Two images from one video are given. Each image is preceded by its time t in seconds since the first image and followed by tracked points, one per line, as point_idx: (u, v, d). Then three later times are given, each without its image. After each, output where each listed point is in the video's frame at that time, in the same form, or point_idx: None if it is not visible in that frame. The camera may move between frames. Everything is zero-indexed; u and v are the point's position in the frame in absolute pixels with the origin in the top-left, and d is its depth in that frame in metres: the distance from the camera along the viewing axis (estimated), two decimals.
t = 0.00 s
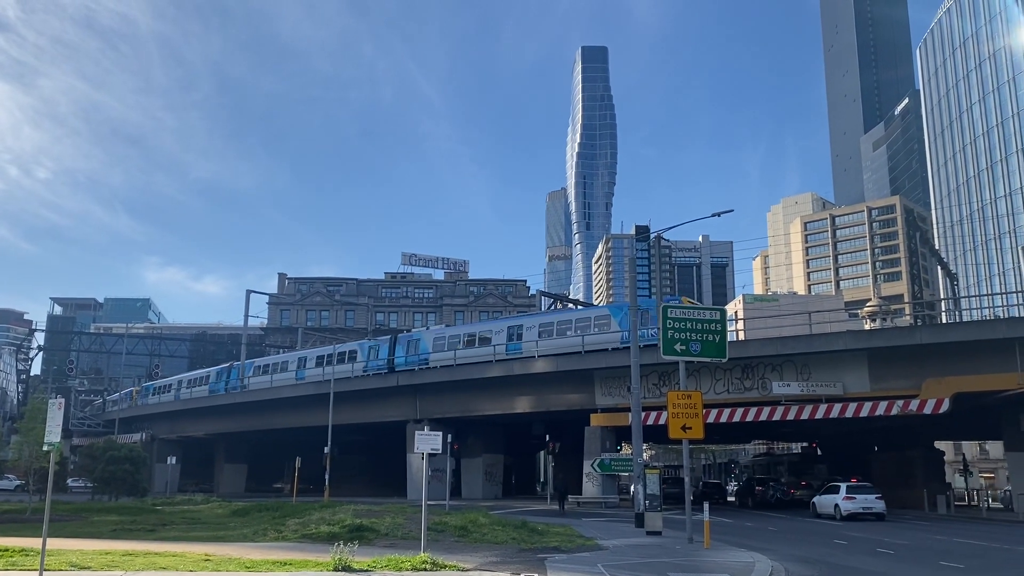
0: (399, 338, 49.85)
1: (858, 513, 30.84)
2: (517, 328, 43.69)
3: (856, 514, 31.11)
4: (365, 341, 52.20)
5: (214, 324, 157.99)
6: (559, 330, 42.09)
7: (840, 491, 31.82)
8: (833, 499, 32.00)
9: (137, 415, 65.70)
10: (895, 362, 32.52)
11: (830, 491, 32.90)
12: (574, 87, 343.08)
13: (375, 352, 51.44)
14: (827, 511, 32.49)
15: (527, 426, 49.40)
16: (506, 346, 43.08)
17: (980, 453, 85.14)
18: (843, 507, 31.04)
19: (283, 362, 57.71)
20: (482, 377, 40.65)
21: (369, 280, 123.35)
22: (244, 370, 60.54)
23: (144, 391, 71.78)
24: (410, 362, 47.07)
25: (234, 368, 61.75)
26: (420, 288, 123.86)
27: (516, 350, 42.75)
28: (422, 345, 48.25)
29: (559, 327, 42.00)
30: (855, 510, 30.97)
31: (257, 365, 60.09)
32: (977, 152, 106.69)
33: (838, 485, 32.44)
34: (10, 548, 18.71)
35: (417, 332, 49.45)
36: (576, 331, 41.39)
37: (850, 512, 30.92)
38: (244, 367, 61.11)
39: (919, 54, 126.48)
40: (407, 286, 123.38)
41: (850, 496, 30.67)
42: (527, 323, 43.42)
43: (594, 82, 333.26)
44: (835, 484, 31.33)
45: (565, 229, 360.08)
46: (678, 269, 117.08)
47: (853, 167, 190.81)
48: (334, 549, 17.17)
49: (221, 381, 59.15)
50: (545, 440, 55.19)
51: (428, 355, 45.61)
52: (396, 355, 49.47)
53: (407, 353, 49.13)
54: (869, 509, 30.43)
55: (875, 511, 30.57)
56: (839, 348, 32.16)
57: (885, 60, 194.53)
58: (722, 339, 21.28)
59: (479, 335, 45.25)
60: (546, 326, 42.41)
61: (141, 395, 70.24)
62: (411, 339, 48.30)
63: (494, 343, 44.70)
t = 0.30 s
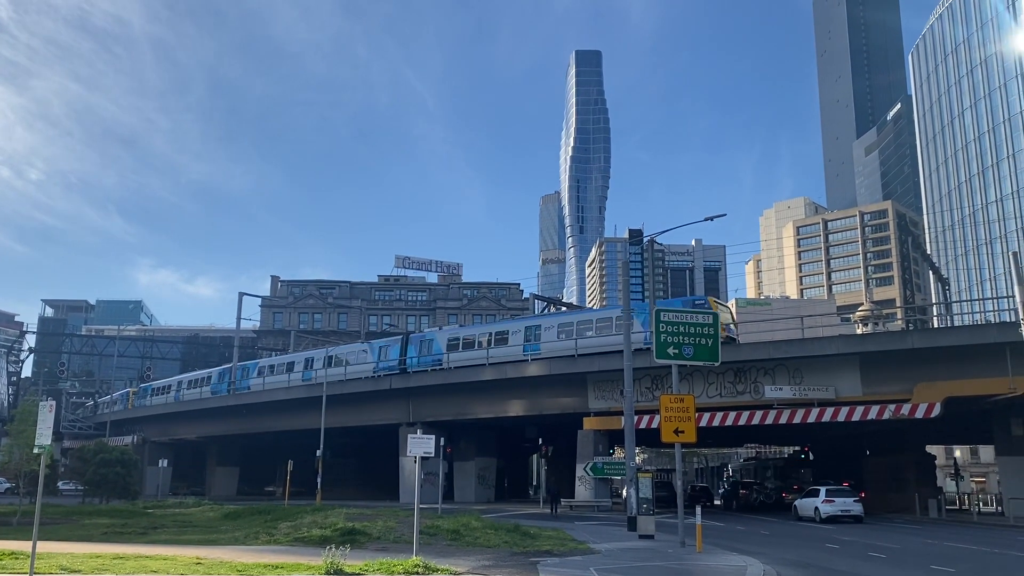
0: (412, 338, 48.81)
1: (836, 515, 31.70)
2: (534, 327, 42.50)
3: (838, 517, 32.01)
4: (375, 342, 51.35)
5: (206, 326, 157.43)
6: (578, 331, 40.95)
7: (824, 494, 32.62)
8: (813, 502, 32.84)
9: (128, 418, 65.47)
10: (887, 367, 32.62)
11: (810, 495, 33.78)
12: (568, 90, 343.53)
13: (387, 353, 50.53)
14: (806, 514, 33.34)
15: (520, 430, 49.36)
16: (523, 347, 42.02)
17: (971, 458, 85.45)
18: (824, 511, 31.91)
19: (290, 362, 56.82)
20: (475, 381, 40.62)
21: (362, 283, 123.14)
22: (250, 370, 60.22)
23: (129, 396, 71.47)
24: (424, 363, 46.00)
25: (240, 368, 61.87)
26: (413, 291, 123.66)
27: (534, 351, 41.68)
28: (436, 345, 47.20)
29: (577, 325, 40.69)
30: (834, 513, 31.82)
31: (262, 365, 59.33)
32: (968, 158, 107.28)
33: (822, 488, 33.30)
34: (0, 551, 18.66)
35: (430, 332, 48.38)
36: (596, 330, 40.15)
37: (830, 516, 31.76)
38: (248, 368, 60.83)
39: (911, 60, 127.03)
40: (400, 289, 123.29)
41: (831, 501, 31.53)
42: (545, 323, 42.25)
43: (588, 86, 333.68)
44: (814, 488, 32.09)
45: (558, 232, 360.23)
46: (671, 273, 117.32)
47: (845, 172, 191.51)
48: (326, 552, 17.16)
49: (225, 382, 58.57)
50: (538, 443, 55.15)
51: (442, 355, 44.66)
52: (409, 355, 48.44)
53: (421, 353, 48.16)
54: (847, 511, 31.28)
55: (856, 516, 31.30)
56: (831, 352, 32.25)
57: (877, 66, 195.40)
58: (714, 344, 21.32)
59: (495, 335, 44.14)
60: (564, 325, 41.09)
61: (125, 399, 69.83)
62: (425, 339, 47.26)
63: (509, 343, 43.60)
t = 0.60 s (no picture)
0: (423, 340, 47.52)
1: (813, 519, 32.96)
2: (551, 328, 41.15)
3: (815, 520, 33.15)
4: (384, 342, 50.02)
5: (196, 329, 156.82)
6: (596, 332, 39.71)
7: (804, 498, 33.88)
8: (790, 506, 34.08)
9: (117, 421, 65.12)
10: (876, 371, 32.75)
11: (788, 499, 35.00)
12: (560, 95, 344.14)
13: (396, 354, 49.02)
14: (784, 517, 34.59)
15: (511, 433, 49.30)
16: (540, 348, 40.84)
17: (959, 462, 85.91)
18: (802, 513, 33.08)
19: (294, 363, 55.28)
20: (466, 385, 40.57)
21: (353, 287, 122.94)
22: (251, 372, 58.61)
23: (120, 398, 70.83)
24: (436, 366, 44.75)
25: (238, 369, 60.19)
26: (404, 295, 123.42)
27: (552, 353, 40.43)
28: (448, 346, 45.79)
29: (596, 328, 39.37)
30: (811, 517, 33.07)
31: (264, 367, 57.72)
32: (957, 164, 107.91)
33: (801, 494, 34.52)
34: None
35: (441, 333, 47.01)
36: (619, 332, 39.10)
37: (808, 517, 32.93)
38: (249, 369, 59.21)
39: (901, 66, 127.71)
40: (392, 293, 123.10)
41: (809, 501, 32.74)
42: (562, 323, 40.95)
43: (580, 91, 334.27)
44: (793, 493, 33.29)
45: (550, 236, 360.59)
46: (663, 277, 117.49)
47: (835, 177, 192.36)
48: (315, 557, 17.10)
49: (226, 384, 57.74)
50: (529, 447, 55.11)
51: (454, 356, 43.30)
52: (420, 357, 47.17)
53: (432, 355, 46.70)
54: (823, 515, 32.51)
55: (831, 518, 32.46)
56: (821, 358, 32.36)
57: (867, 72, 196.49)
58: (704, 348, 21.35)
59: (509, 336, 42.85)
60: (582, 326, 39.78)
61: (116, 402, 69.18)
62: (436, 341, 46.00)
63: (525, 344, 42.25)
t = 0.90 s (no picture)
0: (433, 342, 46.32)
1: (787, 522, 34.30)
2: (567, 330, 40.16)
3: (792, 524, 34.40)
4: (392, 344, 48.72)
5: (183, 332, 155.96)
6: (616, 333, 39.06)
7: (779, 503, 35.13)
8: (766, 509, 35.50)
9: (103, 425, 64.65)
10: (863, 377, 32.88)
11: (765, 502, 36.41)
12: (550, 100, 344.49)
13: (404, 356, 47.59)
14: (761, 520, 35.98)
15: (500, 438, 49.23)
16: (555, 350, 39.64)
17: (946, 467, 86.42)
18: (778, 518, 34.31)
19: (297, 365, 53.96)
20: (455, 389, 40.48)
21: (342, 290, 122.58)
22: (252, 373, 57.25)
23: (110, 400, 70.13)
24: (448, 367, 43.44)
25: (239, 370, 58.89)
26: (393, 299, 123.06)
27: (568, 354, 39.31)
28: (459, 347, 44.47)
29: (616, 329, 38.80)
30: (785, 520, 34.42)
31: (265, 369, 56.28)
32: (944, 170, 108.62)
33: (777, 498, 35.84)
34: None
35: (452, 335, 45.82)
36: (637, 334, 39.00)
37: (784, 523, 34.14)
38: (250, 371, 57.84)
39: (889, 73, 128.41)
40: (381, 296, 122.74)
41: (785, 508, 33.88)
42: (578, 325, 40.00)
43: (570, 95, 334.55)
44: (769, 497, 34.61)
45: (540, 240, 360.70)
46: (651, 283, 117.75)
47: (823, 183, 193.25)
48: (302, 561, 17.03)
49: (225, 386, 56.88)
50: (517, 452, 55.09)
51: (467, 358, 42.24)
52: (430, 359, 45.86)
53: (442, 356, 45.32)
54: (797, 518, 33.84)
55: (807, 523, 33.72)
56: (809, 362, 32.44)
57: (856, 79, 197.54)
58: (693, 353, 21.38)
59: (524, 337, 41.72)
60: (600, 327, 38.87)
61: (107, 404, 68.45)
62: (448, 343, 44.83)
63: (540, 346, 41.15)
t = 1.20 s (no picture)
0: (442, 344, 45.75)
1: (761, 525, 35.84)
2: (584, 331, 39.96)
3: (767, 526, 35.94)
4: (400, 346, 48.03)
5: (170, 335, 155.11)
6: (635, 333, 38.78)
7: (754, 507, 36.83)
8: (741, 513, 36.97)
9: (88, 428, 64.19)
10: (850, 383, 33.07)
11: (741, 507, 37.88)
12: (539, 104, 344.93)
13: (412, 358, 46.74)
14: (737, 524, 37.44)
15: (488, 442, 49.20)
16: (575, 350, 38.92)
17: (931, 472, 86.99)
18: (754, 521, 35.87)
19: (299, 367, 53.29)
20: (443, 393, 40.43)
21: (330, 294, 122.19)
22: (253, 376, 56.31)
23: (100, 403, 69.32)
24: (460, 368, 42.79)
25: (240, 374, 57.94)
26: (382, 302, 122.77)
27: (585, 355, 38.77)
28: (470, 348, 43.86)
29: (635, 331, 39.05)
30: (760, 523, 35.94)
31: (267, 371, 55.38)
32: (929, 177, 109.50)
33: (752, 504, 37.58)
34: None
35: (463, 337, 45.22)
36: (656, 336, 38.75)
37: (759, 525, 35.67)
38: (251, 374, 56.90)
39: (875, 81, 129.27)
40: (369, 300, 122.41)
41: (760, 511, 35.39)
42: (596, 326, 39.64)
43: (559, 100, 335.04)
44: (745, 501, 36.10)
45: (528, 245, 360.90)
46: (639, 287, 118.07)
47: (810, 189, 194.34)
48: (288, 566, 17.02)
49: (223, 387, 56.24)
50: (505, 456, 55.09)
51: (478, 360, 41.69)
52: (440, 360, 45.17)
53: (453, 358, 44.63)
54: (771, 521, 35.39)
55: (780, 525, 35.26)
56: (794, 368, 32.63)
57: (843, 86, 198.74)
58: (680, 358, 21.35)
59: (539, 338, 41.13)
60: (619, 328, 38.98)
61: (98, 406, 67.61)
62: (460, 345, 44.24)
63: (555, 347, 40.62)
